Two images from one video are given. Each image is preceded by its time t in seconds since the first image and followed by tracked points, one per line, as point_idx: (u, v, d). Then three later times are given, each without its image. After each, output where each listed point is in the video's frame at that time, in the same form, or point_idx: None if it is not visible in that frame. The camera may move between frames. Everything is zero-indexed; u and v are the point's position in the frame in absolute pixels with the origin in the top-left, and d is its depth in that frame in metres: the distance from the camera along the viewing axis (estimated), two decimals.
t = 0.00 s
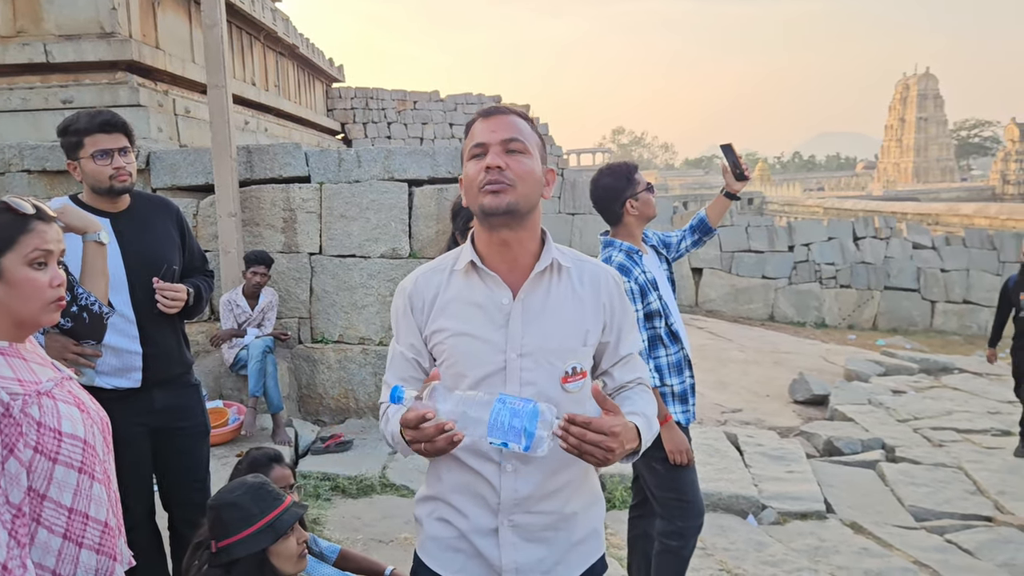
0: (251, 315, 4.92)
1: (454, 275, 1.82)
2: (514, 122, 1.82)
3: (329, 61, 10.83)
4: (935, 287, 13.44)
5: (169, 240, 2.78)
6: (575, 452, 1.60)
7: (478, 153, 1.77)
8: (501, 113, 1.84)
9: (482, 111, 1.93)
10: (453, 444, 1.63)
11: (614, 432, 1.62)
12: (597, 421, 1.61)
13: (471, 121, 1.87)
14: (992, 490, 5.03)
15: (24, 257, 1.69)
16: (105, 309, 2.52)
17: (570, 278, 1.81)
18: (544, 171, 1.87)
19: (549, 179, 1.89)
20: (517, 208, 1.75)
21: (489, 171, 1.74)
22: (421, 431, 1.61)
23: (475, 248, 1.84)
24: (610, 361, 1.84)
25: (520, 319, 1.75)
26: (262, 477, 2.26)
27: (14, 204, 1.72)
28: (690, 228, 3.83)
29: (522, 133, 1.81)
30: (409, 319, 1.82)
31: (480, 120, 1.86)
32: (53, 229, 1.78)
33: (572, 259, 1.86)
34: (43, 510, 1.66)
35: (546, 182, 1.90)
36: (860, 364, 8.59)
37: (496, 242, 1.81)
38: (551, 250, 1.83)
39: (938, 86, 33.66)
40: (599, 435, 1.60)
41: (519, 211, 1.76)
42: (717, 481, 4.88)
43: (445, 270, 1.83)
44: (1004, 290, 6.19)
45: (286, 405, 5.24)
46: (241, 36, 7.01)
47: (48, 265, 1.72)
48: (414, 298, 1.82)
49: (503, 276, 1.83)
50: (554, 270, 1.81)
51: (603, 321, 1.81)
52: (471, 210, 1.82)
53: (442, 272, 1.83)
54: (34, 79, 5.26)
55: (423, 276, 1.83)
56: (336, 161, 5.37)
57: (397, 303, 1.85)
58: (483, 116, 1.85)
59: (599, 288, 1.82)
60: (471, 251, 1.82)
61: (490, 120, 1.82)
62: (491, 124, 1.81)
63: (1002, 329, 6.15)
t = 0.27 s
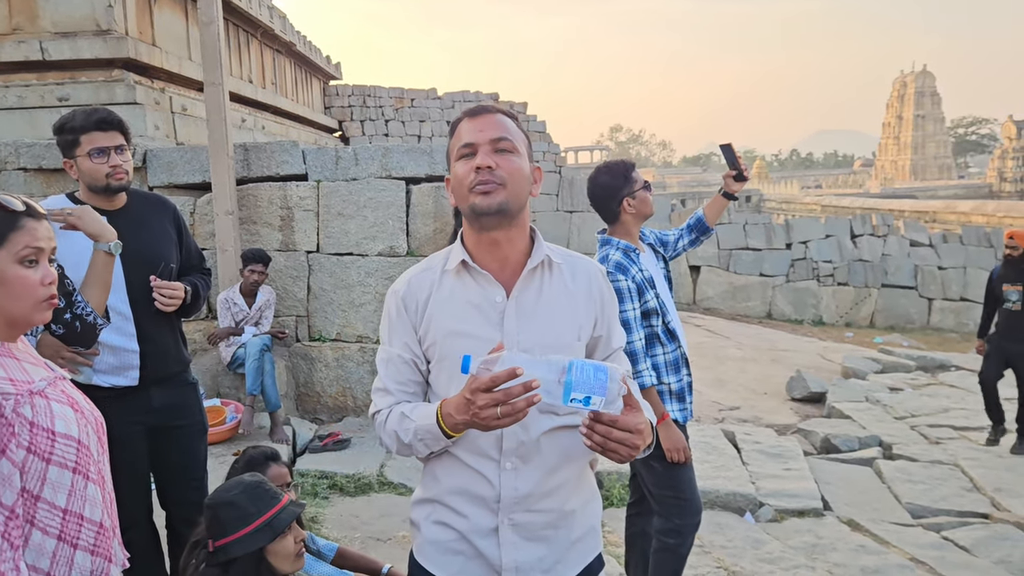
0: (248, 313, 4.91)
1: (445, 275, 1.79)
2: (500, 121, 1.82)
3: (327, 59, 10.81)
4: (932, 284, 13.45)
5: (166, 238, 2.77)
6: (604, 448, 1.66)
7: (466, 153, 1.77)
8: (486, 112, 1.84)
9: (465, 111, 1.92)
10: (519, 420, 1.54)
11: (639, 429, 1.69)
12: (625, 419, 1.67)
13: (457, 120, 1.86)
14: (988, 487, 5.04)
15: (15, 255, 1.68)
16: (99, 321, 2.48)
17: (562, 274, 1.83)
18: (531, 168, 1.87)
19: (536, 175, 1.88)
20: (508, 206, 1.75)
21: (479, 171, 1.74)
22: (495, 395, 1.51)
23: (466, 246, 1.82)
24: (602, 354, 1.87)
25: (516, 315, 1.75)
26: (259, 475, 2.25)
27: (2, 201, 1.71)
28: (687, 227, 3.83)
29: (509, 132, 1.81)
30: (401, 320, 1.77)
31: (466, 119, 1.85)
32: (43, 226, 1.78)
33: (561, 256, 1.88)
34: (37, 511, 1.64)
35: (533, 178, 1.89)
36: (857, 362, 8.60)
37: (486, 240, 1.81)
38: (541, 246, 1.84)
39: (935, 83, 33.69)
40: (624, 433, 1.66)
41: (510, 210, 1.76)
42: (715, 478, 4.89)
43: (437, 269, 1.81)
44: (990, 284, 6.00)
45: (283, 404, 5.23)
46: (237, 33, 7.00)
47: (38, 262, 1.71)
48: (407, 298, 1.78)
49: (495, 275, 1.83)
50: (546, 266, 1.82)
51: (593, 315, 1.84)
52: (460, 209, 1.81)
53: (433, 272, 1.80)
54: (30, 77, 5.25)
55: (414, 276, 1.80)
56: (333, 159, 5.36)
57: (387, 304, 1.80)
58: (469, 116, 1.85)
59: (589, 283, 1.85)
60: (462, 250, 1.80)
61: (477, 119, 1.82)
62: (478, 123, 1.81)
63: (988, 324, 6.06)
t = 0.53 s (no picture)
0: (245, 311, 4.90)
1: (439, 276, 1.77)
2: (499, 129, 1.76)
3: (324, 56, 10.79)
4: (930, 281, 13.46)
5: (163, 236, 2.76)
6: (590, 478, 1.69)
7: (465, 168, 1.72)
8: (484, 117, 1.77)
9: (461, 108, 1.84)
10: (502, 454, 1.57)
11: (624, 461, 1.72)
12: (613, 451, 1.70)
13: (452, 125, 1.79)
14: (985, 484, 5.05)
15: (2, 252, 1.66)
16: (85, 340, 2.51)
17: (557, 272, 1.83)
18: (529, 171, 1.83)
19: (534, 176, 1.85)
20: (510, 223, 1.75)
21: (479, 189, 1.71)
22: (484, 429, 1.54)
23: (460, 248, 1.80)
24: (592, 349, 1.90)
25: (514, 315, 1.74)
26: (256, 473, 2.24)
27: None
28: (685, 224, 3.83)
29: (508, 143, 1.75)
30: (394, 322, 1.75)
31: (462, 123, 1.78)
32: (32, 221, 1.76)
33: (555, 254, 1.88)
34: (26, 517, 1.57)
35: (531, 178, 1.85)
36: (855, 359, 8.61)
37: (484, 246, 1.80)
38: (538, 248, 1.83)
39: (933, 81, 33.69)
40: (612, 464, 1.69)
41: (511, 225, 1.76)
42: (712, 475, 4.89)
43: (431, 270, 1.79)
44: (967, 289, 5.92)
45: (281, 401, 5.23)
46: (234, 30, 6.98)
47: (27, 258, 1.70)
48: (399, 300, 1.76)
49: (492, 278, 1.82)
50: (542, 266, 1.82)
51: (587, 313, 1.85)
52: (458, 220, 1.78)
53: (427, 273, 1.78)
54: (26, 74, 5.22)
55: (407, 277, 1.77)
56: (331, 156, 5.35)
57: (379, 306, 1.77)
58: (465, 121, 1.77)
59: (582, 280, 1.86)
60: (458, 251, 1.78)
61: (475, 127, 1.75)
62: (476, 133, 1.74)
63: (966, 330, 5.97)
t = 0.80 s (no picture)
0: (243, 309, 4.89)
1: (434, 275, 1.76)
2: (493, 124, 1.75)
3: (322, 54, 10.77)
4: (927, 279, 13.48)
5: (160, 235, 2.75)
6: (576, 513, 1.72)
7: (455, 160, 1.72)
8: (478, 112, 1.77)
9: (457, 104, 1.84)
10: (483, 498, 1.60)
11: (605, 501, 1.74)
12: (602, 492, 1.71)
13: (446, 119, 1.79)
14: (983, 482, 5.06)
15: None
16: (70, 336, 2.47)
17: (553, 273, 1.83)
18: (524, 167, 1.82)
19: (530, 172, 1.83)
20: (500, 216, 1.74)
21: (469, 182, 1.70)
22: (467, 472, 1.57)
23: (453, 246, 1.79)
24: (586, 348, 1.90)
25: (509, 316, 1.73)
26: (250, 472, 2.25)
27: None
28: (682, 222, 3.82)
29: (500, 136, 1.74)
30: (387, 319, 1.75)
31: (456, 118, 1.78)
32: (15, 219, 1.67)
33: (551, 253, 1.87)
34: (19, 527, 1.34)
35: (527, 175, 1.84)
36: (852, 357, 8.63)
37: (477, 244, 1.79)
38: (533, 246, 1.82)
39: (931, 79, 33.71)
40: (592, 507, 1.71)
41: (502, 219, 1.74)
42: (710, 473, 4.90)
43: (425, 268, 1.78)
44: (946, 282, 5.84)
45: (278, 400, 5.23)
46: (231, 28, 6.96)
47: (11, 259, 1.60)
48: (393, 298, 1.75)
49: (486, 275, 1.81)
50: (538, 266, 1.81)
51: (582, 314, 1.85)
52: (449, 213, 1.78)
53: (421, 271, 1.77)
54: (23, 73, 5.21)
55: (401, 275, 1.76)
56: (328, 155, 5.34)
57: (372, 303, 1.77)
58: (459, 116, 1.77)
59: (577, 280, 1.85)
60: (452, 250, 1.77)
61: (468, 121, 1.75)
62: (469, 127, 1.74)
63: (946, 322, 5.91)
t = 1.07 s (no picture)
0: (242, 308, 4.89)
1: (431, 275, 1.76)
2: (491, 132, 1.72)
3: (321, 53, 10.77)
4: (926, 277, 13.48)
5: (160, 234, 2.74)
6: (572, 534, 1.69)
7: (454, 172, 1.71)
8: (477, 118, 1.74)
9: (457, 107, 1.81)
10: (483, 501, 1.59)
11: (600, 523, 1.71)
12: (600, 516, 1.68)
13: (445, 126, 1.77)
14: (982, 480, 5.06)
15: None
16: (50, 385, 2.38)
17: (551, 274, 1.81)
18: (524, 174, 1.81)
19: (530, 178, 1.82)
20: (497, 228, 1.73)
21: (467, 195, 1.70)
22: (474, 471, 1.57)
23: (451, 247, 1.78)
24: (585, 347, 1.90)
25: (504, 320, 1.73)
26: (245, 471, 2.24)
27: None
28: (682, 220, 3.82)
29: (499, 147, 1.72)
30: (385, 319, 1.75)
31: (455, 125, 1.75)
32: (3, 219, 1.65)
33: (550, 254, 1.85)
34: (17, 537, 1.35)
35: (527, 180, 1.83)
36: (852, 355, 8.63)
37: (477, 252, 1.79)
38: (532, 250, 1.81)
39: (930, 77, 33.72)
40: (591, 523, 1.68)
41: (499, 230, 1.74)
42: (709, 472, 4.90)
43: (422, 268, 1.77)
44: (938, 285, 5.67)
45: (277, 399, 5.23)
46: (231, 27, 6.96)
47: None
48: (390, 297, 1.75)
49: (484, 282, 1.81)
50: (536, 269, 1.80)
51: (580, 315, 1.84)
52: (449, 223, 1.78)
53: (419, 271, 1.77)
54: (22, 72, 5.20)
55: (399, 275, 1.76)
56: (327, 154, 5.34)
57: (370, 302, 1.77)
58: (458, 123, 1.75)
59: (576, 280, 1.83)
60: (449, 251, 1.76)
61: (467, 130, 1.73)
62: (467, 136, 1.72)
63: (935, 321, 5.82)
